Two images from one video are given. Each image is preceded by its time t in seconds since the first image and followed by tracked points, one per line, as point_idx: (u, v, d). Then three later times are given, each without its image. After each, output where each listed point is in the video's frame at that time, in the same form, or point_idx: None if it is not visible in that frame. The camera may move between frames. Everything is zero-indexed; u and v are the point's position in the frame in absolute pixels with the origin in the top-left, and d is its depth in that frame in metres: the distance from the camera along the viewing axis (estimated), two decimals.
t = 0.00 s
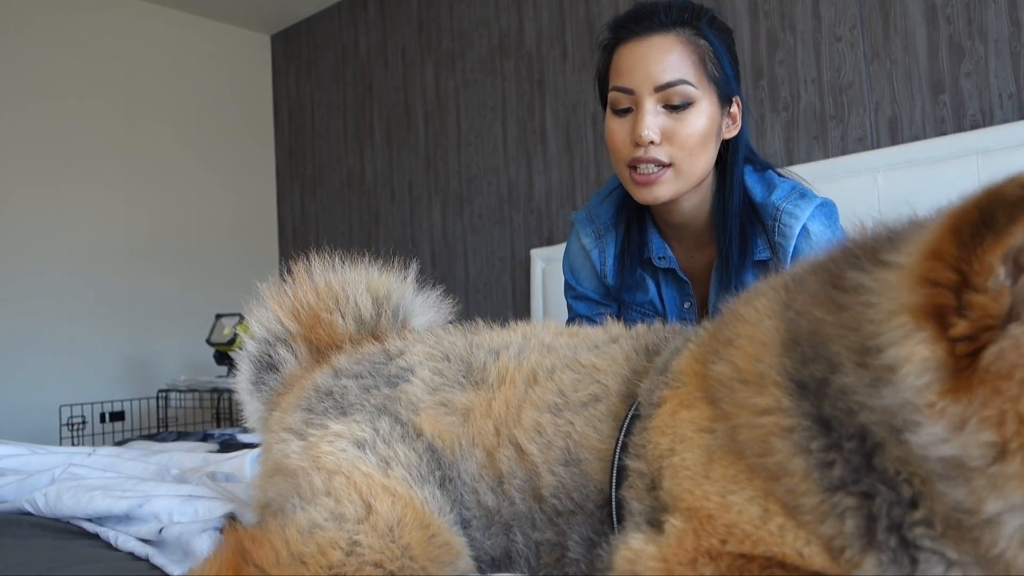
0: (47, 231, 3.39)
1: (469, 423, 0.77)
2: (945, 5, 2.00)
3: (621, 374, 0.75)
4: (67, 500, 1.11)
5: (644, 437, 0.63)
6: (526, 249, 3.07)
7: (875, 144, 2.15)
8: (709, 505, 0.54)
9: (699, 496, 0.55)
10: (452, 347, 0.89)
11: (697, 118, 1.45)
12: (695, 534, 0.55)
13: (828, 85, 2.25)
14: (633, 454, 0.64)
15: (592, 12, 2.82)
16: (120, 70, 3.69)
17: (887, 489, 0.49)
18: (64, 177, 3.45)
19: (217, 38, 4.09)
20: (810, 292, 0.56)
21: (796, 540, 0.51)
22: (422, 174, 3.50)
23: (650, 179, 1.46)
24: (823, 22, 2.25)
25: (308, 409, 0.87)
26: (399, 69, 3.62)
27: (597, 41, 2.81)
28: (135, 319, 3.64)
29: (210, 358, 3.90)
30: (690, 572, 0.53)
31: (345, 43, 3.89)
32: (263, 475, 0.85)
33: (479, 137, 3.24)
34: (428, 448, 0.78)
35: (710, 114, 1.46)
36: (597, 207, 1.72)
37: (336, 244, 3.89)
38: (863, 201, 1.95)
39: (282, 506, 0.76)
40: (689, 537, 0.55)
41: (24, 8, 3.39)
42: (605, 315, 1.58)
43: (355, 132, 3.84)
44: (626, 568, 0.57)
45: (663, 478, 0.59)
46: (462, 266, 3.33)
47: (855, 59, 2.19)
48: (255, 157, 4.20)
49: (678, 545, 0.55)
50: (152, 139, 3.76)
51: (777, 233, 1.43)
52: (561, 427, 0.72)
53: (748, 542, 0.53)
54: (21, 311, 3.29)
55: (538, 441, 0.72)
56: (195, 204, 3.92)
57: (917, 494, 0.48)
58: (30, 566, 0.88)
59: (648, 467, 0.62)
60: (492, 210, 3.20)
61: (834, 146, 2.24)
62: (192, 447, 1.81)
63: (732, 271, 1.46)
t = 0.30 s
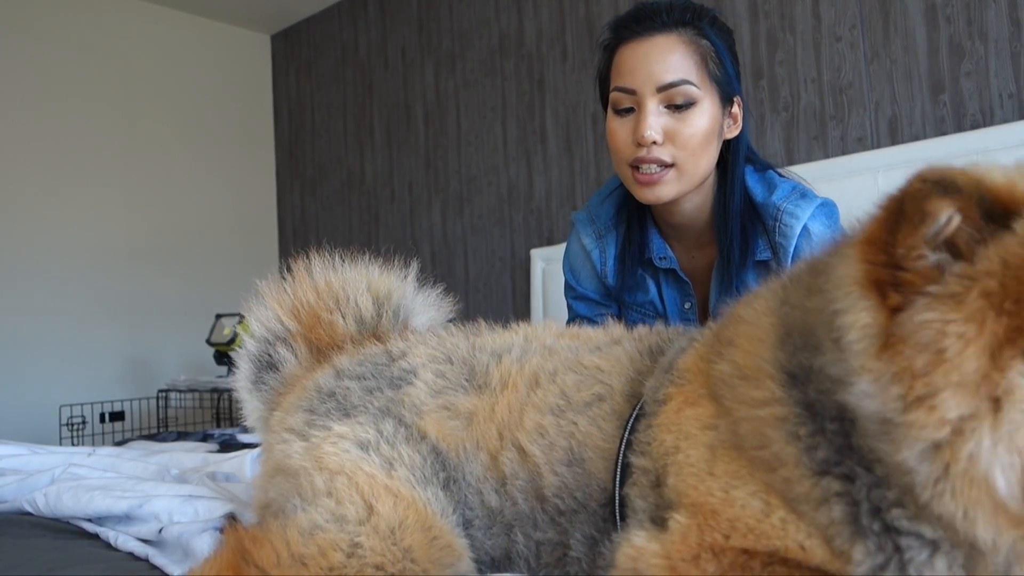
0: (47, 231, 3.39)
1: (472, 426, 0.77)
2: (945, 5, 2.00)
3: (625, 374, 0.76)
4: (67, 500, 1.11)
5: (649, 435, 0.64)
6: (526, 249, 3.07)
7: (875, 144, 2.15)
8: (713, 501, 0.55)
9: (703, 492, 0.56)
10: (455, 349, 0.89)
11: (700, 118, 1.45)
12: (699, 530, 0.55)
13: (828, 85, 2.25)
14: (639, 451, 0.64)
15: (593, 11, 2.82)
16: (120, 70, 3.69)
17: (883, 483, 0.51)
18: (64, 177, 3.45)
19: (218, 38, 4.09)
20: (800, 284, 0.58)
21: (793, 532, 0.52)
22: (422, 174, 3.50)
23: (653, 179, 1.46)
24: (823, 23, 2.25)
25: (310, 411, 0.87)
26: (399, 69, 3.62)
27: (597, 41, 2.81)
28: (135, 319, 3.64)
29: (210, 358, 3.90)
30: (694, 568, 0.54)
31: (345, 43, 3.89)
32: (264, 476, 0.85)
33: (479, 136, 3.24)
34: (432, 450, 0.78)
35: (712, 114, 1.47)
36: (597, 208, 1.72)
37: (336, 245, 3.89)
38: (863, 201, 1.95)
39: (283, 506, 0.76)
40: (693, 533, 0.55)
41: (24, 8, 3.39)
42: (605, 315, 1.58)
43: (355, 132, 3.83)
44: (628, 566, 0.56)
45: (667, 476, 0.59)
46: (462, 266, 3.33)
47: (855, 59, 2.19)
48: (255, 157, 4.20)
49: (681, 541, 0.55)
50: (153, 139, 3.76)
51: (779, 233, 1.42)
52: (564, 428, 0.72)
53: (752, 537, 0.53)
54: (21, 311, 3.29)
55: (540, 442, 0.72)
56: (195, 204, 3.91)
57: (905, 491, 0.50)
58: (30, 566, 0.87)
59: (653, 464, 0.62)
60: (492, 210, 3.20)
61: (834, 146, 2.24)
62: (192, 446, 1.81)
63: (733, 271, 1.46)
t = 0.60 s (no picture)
0: (48, 231, 3.39)
1: (474, 427, 0.79)
2: (945, 5, 2.00)
3: (635, 369, 0.78)
4: (67, 499, 1.11)
5: (657, 432, 0.69)
6: (526, 249, 3.06)
7: (875, 144, 2.15)
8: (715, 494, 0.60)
9: (707, 485, 0.61)
10: (455, 350, 0.90)
11: (699, 119, 1.45)
12: (705, 522, 0.59)
13: (828, 85, 2.25)
14: (648, 442, 0.69)
15: (593, 12, 2.82)
16: (121, 70, 3.69)
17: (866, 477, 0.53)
18: (65, 177, 3.45)
19: (218, 39, 4.10)
20: (769, 269, 0.64)
21: (792, 523, 0.57)
22: (422, 174, 3.51)
23: (652, 179, 1.46)
24: (824, 23, 2.25)
25: (310, 411, 0.88)
26: (399, 70, 3.62)
27: (596, 41, 2.81)
28: (136, 319, 3.64)
29: (210, 358, 3.89)
30: (698, 559, 0.58)
31: (345, 43, 3.89)
32: (263, 477, 0.86)
33: (479, 136, 3.24)
34: (432, 451, 0.79)
35: (711, 115, 1.47)
36: (596, 208, 1.71)
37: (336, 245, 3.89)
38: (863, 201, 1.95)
39: (282, 506, 0.77)
40: (699, 526, 0.60)
41: (25, 8, 3.39)
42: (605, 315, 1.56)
43: (355, 132, 3.84)
44: (636, 559, 0.61)
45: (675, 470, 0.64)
46: (462, 266, 3.33)
47: (855, 59, 2.19)
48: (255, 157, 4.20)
49: (687, 533, 0.60)
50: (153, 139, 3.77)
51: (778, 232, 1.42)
52: (574, 420, 0.75)
53: (752, 527, 0.58)
54: (22, 311, 3.29)
55: (548, 436, 0.75)
56: (195, 204, 3.91)
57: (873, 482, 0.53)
58: (30, 566, 0.88)
59: (662, 455, 0.67)
60: (492, 210, 3.20)
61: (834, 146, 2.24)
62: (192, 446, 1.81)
63: (732, 269, 1.46)
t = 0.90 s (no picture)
0: (48, 231, 3.39)
1: (470, 425, 0.80)
2: (945, 5, 2.00)
3: (630, 368, 0.81)
4: (67, 499, 1.11)
5: (644, 436, 0.71)
6: (526, 249, 3.06)
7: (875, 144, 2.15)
8: (705, 498, 0.62)
9: (695, 492, 0.63)
10: (449, 352, 0.91)
11: (698, 121, 1.45)
12: (694, 527, 0.61)
13: (828, 85, 2.24)
14: (638, 443, 0.71)
15: (593, 13, 2.82)
16: (121, 71, 3.69)
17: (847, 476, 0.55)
18: (65, 177, 3.45)
19: (218, 39, 4.10)
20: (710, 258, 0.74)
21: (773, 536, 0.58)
22: (422, 174, 3.51)
23: (651, 182, 1.45)
24: (824, 22, 2.25)
25: (305, 414, 0.89)
26: (399, 70, 3.62)
27: (596, 41, 2.81)
28: (136, 319, 3.64)
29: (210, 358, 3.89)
30: (690, 564, 0.59)
31: (345, 43, 3.89)
32: (262, 478, 0.86)
33: (479, 137, 3.24)
34: (427, 450, 0.80)
35: (710, 117, 1.47)
36: (596, 211, 1.72)
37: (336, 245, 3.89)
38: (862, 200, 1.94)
39: (279, 507, 0.77)
40: (688, 531, 0.61)
41: (24, 9, 3.40)
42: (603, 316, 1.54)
43: (355, 131, 3.83)
44: (629, 564, 0.62)
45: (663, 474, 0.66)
46: (462, 266, 3.33)
47: (855, 58, 2.18)
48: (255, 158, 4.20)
49: (678, 538, 0.61)
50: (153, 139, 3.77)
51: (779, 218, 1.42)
52: (567, 419, 0.77)
53: (737, 534, 0.60)
54: (22, 311, 3.30)
55: (541, 436, 0.77)
56: (195, 204, 3.91)
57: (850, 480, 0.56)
58: (30, 566, 0.88)
59: (652, 456, 0.69)
60: (492, 211, 3.20)
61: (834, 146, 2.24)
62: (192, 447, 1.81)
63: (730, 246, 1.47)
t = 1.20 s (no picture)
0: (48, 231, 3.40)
1: (472, 425, 0.81)
2: (945, 5, 2.00)
3: (624, 367, 0.82)
4: (67, 500, 1.11)
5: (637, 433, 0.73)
6: (527, 249, 3.07)
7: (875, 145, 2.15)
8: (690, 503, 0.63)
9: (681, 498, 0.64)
10: (451, 353, 0.92)
11: (697, 122, 1.45)
12: (686, 530, 0.63)
13: (828, 85, 2.24)
14: (632, 444, 0.73)
15: (593, 12, 2.82)
16: (121, 71, 3.69)
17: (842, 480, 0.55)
18: (65, 177, 3.45)
19: (218, 39, 4.10)
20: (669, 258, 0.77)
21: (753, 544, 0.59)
22: (422, 174, 3.51)
23: (651, 183, 1.46)
24: (823, 23, 2.25)
25: (307, 414, 0.89)
26: (399, 70, 3.62)
27: (596, 41, 2.81)
28: (136, 319, 3.65)
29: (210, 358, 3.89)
30: (684, 568, 0.61)
31: (345, 43, 3.89)
32: (262, 478, 0.86)
33: (479, 136, 3.24)
34: (428, 450, 0.81)
35: (710, 119, 1.47)
36: (595, 211, 1.72)
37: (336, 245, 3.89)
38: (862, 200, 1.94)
39: (279, 507, 0.78)
40: (679, 534, 0.63)
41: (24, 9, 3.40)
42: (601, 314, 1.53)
43: (355, 131, 3.84)
44: (624, 567, 0.64)
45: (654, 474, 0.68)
46: (462, 266, 3.33)
47: (855, 59, 2.19)
48: (254, 158, 4.20)
49: (670, 543, 0.63)
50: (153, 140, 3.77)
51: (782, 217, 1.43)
52: (565, 419, 0.77)
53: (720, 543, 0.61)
54: (22, 311, 3.30)
55: (540, 437, 0.77)
56: (195, 204, 3.91)
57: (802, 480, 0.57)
58: (30, 566, 0.88)
59: (642, 456, 0.71)
60: (492, 210, 3.20)
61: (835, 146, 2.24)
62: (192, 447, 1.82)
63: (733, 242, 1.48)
